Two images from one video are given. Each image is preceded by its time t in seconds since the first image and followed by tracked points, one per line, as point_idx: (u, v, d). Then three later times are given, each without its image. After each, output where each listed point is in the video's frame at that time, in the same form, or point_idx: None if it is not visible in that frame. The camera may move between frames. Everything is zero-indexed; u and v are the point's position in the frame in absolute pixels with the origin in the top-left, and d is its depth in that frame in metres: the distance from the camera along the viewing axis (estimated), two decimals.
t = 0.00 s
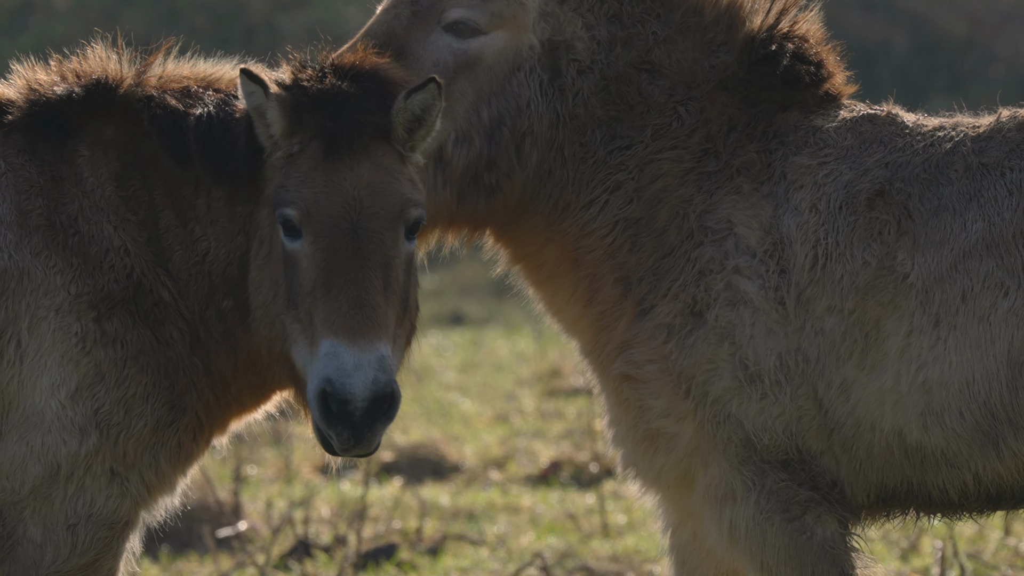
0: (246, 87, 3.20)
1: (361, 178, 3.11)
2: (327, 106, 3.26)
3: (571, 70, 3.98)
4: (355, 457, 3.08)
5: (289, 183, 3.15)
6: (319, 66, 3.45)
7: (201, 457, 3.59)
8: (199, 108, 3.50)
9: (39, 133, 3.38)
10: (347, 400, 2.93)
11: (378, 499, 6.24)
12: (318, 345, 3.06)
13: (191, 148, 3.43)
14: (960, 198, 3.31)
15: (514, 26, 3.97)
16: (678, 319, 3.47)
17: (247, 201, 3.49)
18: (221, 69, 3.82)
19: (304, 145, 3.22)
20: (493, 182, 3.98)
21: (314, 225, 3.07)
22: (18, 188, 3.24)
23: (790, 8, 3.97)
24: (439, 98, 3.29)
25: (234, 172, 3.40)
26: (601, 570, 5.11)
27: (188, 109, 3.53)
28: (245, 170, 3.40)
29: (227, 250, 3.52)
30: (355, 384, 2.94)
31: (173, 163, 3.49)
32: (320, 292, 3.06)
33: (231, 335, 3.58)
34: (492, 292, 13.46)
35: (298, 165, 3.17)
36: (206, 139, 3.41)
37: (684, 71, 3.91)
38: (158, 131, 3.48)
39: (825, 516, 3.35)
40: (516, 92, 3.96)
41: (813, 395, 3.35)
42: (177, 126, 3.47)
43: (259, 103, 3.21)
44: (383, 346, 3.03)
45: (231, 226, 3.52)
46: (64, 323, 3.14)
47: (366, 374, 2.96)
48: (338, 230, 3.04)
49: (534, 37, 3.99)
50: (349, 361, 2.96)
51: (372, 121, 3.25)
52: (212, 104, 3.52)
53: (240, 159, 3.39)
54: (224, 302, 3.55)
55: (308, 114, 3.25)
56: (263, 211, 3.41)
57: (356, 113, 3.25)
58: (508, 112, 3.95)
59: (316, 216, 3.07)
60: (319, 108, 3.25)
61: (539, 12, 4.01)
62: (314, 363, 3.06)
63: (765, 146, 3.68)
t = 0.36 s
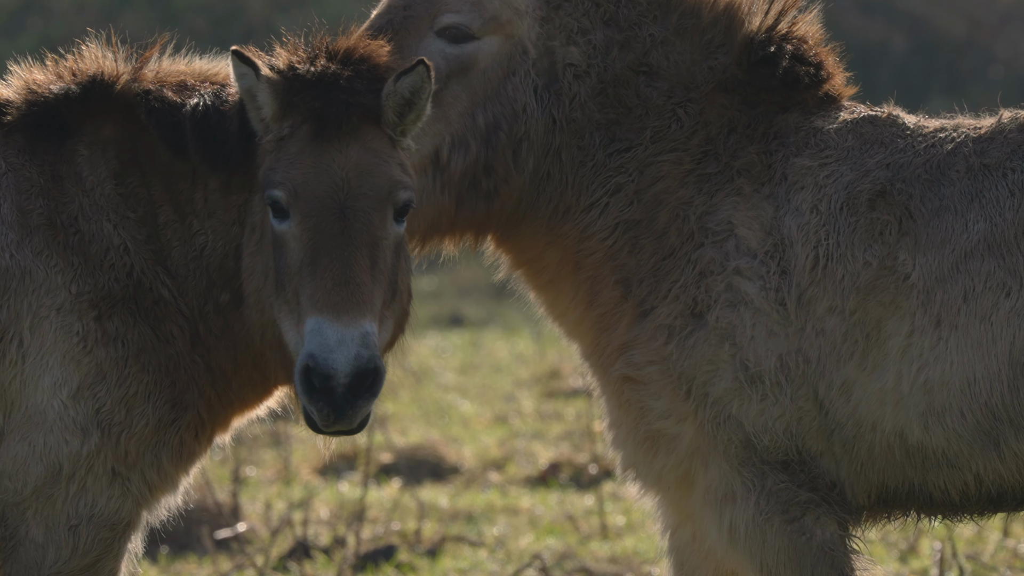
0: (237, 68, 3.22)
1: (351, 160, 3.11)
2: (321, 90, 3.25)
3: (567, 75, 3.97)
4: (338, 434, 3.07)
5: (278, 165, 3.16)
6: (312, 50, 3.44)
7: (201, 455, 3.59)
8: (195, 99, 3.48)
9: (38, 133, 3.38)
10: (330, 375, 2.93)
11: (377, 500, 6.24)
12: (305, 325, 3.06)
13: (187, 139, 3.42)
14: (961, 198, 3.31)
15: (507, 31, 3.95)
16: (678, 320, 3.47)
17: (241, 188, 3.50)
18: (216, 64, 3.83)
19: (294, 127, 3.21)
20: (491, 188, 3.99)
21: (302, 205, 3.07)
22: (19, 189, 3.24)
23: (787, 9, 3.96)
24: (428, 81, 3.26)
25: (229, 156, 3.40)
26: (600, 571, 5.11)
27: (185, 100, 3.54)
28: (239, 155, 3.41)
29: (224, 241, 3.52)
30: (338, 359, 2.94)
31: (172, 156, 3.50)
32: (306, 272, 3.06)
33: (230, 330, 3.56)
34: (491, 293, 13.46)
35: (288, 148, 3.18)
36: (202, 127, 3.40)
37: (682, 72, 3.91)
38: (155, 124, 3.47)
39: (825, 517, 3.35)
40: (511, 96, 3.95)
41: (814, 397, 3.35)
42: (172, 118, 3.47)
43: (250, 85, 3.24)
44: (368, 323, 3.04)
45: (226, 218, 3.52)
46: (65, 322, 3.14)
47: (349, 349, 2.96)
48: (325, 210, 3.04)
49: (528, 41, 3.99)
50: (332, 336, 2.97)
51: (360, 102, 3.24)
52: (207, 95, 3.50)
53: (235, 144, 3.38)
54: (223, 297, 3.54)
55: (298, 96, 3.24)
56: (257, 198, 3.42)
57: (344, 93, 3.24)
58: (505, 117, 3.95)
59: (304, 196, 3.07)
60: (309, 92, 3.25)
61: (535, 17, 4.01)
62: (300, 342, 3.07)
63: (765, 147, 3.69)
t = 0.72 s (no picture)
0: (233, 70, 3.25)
1: (343, 163, 3.11)
2: (316, 95, 3.24)
3: (567, 78, 3.98)
4: (327, 436, 3.06)
5: (271, 166, 3.16)
6: (310, 54, 3.43)
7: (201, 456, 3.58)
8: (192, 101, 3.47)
9: (38, 134, 3.38)
10: (316, 377, 2.92)
11: (376, 501, 6.23)
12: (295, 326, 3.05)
13: (183, 138, 3.41)
14: (962, 199, 3.31)
15: (507, 34, 3.95)
16: (678, 320, 3.47)
17: (237, 191, 3.50)
18: (215, 66, 3.82)
19: (288, 129, 3.21)
20: (494, 190, 4.00)
21: (293, 207, 3.07)
22: (18, 190, 3.23)
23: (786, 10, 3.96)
24: (422, 84, 3.29)
25: (224, 158, 3.40)
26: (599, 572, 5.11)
27: (183, 102, 3.55)
28: (235, 155, 3.42)
29: (221, 244, 3.51)
30: (324, 361, 2.93)
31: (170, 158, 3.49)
32: (297, 273, 3.05)
33: (229, 332, 3.55)
34: (490, 294, 13.46)
35: (282, 151, 3.17)
36: (198, 129, 3.39)
37: (681, 74, 3.91)
38: (153, 126, 3.47)
39: (824, 519, 3.35)
40: (513, 98, 3.95)
41: (815, 398, 3.35)
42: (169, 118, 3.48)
43: (245, 87, 3.25)
44: (357, 325, 3.02)
45: (224, 220, 3.51)
46: (65, 323, 3.13)
47: (335, 351, 2.94)
48: (316, 212, 3.04)
49: (527, 44, 3.99)
50: (319, 338, 2.95)
51: (355, 105, 3.23)
52: (205, 97, 3.49)
53: (230, 147, 3.39)
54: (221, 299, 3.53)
55: (293, 99, 3.24)
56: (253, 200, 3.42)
57: (338, 97, 3.23)
58: (506, 119, 3.95)
59: (296, 197, 3.07)
60: (304, 95, 3.24)
61: (533, 19, 4.01)
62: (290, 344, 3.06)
63: (765, 148, 3.69)
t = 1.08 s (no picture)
0: (229, 83, 3.25)
1: (343, 177, 3.11)
2: (314, 105, 3.24)
3: (567, 79, 3.98)
4: (329, 455, 3.07)
5: (271, 181, 3.16)
6: (310, 63, 3.43)
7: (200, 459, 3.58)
8: (192, 107, 3.49)
9: (37, 135, 3.37)
10: (316, 397, 2.93)
11: (375, 502, 6.23)
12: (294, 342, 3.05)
13: (182, 146, 3.42)
14: (963, 200, 3.32)
15: (507, 36, 3.95)
16: (679, 321, 3.47)
17: (236, 198, 3.48)
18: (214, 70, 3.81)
19: (288, 141, 3.21)
20: (486, 190, 3.99)
21: (294, 223, 3.07)
22: (18, 190, 3.23)
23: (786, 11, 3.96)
24: (422, 96, 3.26)
25: (222, 168, 3.40)
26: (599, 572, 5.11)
27: (182, 108, 3.54)
28: (233, 164, 3.41)
29: (220, 250, 3.51)
30: (324, 381, 2.93)
31: (168, 162, 3.48)
32: (297, 289, 3.05)
33: (227, 337, 3.55)
34: (488, 295, 13.45)
35: (282, 164, 3.17)
36: (197, 137, 3.40)
37: (682, 75, 3.91)
38: (151, 132, 3.48)
39: (825, 520, 3.35)
40: (511, 100, 3.95)
41: (816, 399, 3.35)
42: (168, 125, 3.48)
43: (241, 100, 3.25)
44: (357, 343, 3.02)
45: (224, 226, 3.50)
46: (64, 325, 3.13)
47: (336, 371, 2.94)
48: (317, 229, 3.04)
49: (527, 46, 3.99)
50: (319, 358, 2.95)
51: (355, 120, 3.23)
52: (204, 104, 3.51)
53: (229, 156, 3.39)
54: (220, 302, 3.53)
55: (292, 111, 3.23)
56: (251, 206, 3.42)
57: (338, 111, 3.23)
58: (504, 121, 3.95)
59: (296, 212, 3.07)
60: (302, 107, 3.24)
61: (533, 20, 4.02)
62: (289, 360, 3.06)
63: (766, 149, 3.69)
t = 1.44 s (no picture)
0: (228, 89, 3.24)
1: (345, 184, 3.10)
2: (316, 109, 3.25)
3: (567, 81, 3.97)
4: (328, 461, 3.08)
5: (272, 187, 3.15)
6: (312, 67, 3.43)
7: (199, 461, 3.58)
8: (192, 108, 3.49)
9: (37, 136, 3.37)
10: (319, 408, 2.93)
11: (375, 503, 6.22)
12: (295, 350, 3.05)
13: (183, 148, 3.43)
14: (963, 199, 3.32)
15: (507, 37, 3.94)
16: (679, 322, 3.47)
17: (236, 201, 3.49)
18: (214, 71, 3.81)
19: (290, 146, 3.21)
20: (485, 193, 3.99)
21: (295, 230, 3.07)
22: (17, 191, 3.23)
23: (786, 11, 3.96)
24: (423, 102, 3.27)
25: (223, 171, 3.40)
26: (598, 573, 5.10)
27: (181, 111, 3.52)
28: (233, 167, 3.41)
29: (220, 251, 3.51)
30: (327, 391, 2.94)
31: (167, 164, 3.48)
32: (299, 296, 3.06)
33: (226, 337, 3.55)
34: (487, 297, 13.44)
35: (284, 170, 3.16)
36: (198, 139, 3.41)
37: (682, 76, 3.91)
38: (150, 134, 3.46)
39: (825, 520, 3.35)
40: (509, 103, 3.95)
41: (817, 399, 3.35)
42: (168, 128, 3.47)
43: (240, 105, 3.24)
44: (359, 352, 3.02)
45: (223, 227, 3.51)
46: (63, 326, 3.12)
47: (339, 381, 2.95)
48: (318, 236, 3.04)
49: (527, 48, 3.99)
50: (322, 368, 2.96)
51: (358, 126, 3.23)
52: (204, 105, 3.51)
53: (229, 159, 3.39)
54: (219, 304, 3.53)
55: (293, 118, 3.24)
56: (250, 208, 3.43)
57: (341, 117, 3.22)
58: (502, 124, 3.95)
59: (298, 219, 3.07)
60: (303, 113, 3.24)
61: (533, 22, 4.02)
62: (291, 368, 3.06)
63: (766, 149, 3.69)
